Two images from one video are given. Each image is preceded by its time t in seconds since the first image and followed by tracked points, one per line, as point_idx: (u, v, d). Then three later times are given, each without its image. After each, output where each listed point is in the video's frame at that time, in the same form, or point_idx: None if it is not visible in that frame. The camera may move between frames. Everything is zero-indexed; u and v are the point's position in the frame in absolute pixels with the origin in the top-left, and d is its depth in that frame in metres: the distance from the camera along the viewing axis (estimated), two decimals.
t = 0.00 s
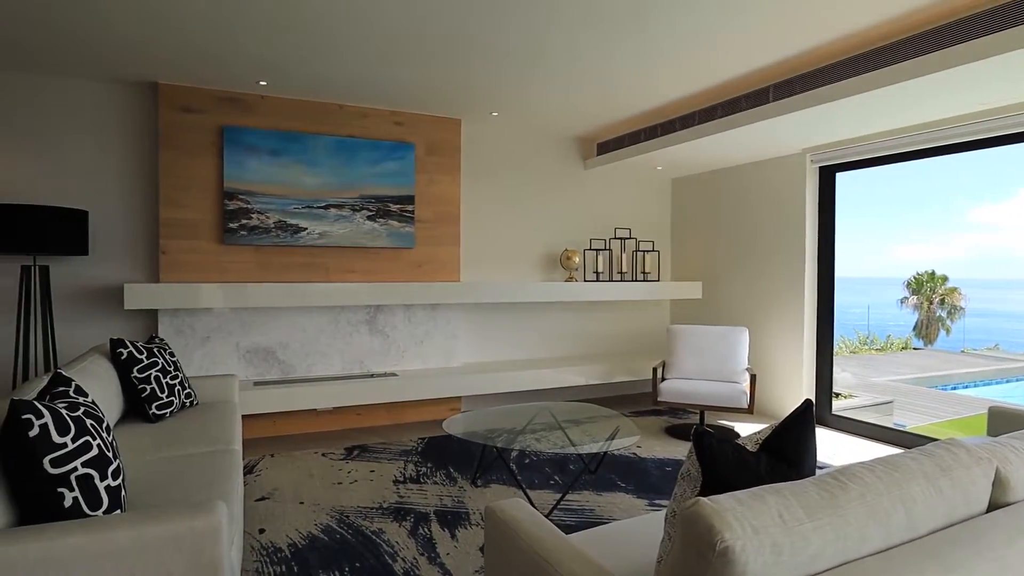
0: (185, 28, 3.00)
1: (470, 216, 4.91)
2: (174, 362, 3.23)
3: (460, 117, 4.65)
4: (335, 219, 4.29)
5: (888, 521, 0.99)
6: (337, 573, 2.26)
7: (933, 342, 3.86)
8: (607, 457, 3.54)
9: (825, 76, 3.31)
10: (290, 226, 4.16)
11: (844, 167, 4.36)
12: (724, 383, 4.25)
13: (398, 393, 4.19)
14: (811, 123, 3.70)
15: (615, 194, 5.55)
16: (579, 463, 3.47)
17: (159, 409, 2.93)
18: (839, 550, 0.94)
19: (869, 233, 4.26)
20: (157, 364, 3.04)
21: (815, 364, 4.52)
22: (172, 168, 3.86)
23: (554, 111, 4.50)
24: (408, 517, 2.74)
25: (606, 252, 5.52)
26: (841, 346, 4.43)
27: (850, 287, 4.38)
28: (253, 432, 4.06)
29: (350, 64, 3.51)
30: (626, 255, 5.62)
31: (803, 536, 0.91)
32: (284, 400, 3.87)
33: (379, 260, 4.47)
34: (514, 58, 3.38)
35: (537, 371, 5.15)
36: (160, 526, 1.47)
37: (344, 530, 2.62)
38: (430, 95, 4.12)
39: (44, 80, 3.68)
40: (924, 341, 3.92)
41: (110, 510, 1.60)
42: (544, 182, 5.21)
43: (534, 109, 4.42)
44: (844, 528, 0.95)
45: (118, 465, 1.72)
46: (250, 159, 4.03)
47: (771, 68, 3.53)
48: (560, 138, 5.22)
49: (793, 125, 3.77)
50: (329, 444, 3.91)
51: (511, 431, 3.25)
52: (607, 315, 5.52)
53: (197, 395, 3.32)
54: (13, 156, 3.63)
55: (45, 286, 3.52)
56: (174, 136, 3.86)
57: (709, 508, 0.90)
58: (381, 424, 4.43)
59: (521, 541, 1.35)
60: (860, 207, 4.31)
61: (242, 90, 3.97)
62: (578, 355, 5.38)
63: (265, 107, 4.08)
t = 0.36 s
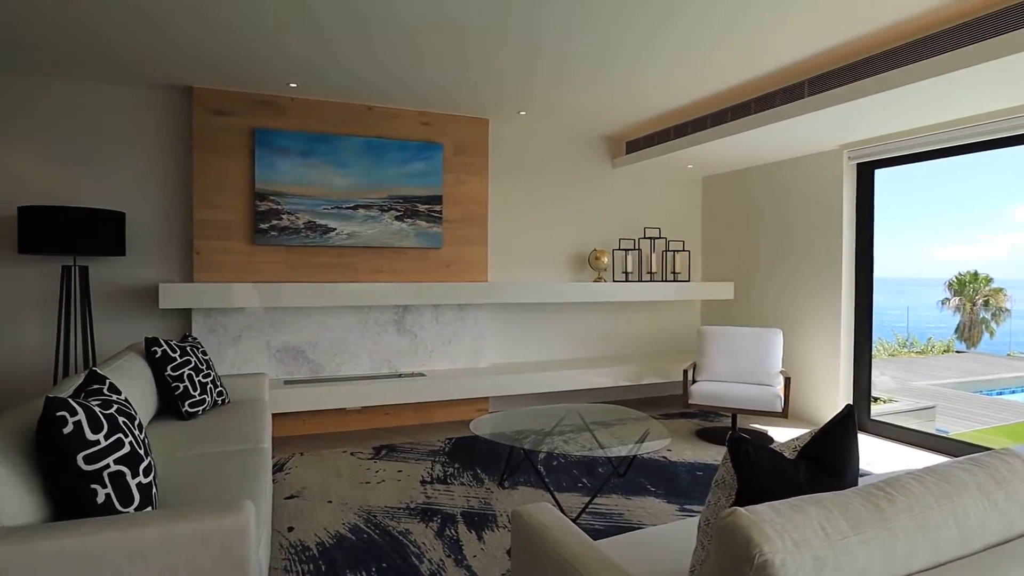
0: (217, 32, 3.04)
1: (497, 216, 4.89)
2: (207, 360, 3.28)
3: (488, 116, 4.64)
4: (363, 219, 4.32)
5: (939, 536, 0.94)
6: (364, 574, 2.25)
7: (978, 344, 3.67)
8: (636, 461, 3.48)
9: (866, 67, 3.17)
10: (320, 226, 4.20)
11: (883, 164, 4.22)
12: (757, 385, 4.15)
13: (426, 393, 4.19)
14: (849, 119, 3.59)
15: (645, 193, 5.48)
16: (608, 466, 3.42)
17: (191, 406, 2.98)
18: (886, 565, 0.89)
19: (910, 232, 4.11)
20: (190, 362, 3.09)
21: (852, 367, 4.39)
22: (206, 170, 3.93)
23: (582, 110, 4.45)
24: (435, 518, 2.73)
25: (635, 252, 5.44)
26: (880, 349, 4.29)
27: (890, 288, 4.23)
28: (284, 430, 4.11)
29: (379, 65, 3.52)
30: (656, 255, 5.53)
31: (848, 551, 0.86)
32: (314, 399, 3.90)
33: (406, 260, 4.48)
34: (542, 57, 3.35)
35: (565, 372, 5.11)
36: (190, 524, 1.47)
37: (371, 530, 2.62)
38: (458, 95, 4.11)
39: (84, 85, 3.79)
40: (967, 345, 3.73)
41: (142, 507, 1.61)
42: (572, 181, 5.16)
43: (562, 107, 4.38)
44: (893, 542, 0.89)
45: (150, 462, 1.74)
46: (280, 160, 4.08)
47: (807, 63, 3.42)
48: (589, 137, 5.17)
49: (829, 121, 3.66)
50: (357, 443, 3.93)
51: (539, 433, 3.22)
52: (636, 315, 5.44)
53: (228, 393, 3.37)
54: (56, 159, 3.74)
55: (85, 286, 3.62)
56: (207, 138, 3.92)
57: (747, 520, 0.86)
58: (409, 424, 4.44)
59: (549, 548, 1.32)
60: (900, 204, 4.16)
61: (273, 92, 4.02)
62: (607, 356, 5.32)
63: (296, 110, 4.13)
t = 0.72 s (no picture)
0: (249, 35, 3.08)
1: (527, 215, 4.86)
2: (240, 358, 3.33)
3: (518, 115, 4.61)
4: (394, 219, 4.34)
5: (999, 552, 0.87)
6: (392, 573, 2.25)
7: None
8: (669, 464, 3.41)
9: (911, 58, 3.04)
10: (351, 226, 4.23)
11: (928, 159, 4.05)
12: (794, 389, 4.03)
13: (455, 393, 4.18)
14: (892, 113, 3.45)
15: (677, 191, 5.38)
16: (639, 469, 3.36)
17: (225, 404, 3.02)
18: None
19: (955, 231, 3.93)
20: (224, 360, 3.13)
21: (895, 370, 4.23)
22: (240, 172, 4.00)
23: (612, 108, 4.39)
24: (464, 519, 2.71)
25: (667, 251, 5.35)
26: (925, 351, 4.12)
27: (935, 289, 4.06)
28: (315, 428, 4.15)
29: (408, 65, 3.52)
30: (688, 254, 5.43)
31: (900, 566, 0.80)
32: (344, 398, 3.93)
33: (436, 260, 4.48)
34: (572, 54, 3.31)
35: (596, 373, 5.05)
36: (220, 521, 1.48)
37: (400, 530, 2.61)
38: (487, 94, 4.08)
39: (125, 89, 3.89)
40: (1017, 348, 3.58)
41: (174, 503, 1.62)
42: (603, 180, 5.10)
43: (593, 105, 4.33)
44: (948, 558, 0.84)
45: (183, 458, 1.76)
46: (312, 161, 4.12)
47: (848, 55, 3.30)
48: (620, 135, 5.10)
49: (871, 116, 3.53)
50: (387, 442, 3.95)
51: (569, 434, 3.18)
52: (668, 316, 5.35)
53: (261, 391, 3.41)
54: (98, 162, 3.85)
55: (125, 285, 3.72)
56: (241, 140, 3.99)
57: (789, 532, 0.81)
58: (438, 424, 4.44)
59: (578, 554, 1.29)
60: (946, 201, 3.99)
61: (306, 94, 4.07)
62: (638, 357, 5.24)
63: (327, 111, 4.17)
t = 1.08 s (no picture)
0: (284, 39, 3.11)
1: (560, 215, 4.82)
2: (276, 357, 3.37)
3: (550, 113, 4.57)
4: (426, 219, 4.34)
5: None
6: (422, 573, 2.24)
7: None
8: (705, 469, 3.32)
9: (964, 47, 2.88)
10: (385, 226, 4.26)
11: (982, 153, 3.86)
12: (837, 393, 3.88)
13: (487, 393, 4.17)
14: (944, 105, 3.29)
15: (714, 189, 5.26)
16: (675, 473, 3.28)
17: (261, 401, 3.06)
18: None
19: (1010, 228, 3.72)
20: (260, 358, 3.18)
21: (946, 374, 4.04)
22: (277, 173, 4.06)
23: (646, 105, 4.31)
24: (496, 520, 2.69)
25: (703, 251, 5.24)
26: (978, 355, 3.92)
27: (988, 289, 3.87)
28: (349, 426, 4.19)
29: (441, 65, 3.51)
30: (726, 253, 5.30)
31: None
32: (377, 397, 3.95)
33: (469, 259, 4.47)
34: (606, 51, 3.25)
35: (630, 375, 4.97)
36: (251, 518, 1.48)
37: (431, 530, 2.60)
38: (520, 92, 4.05)
39: (165, 93, 3.98)
40: None
41: (208, 500, 1.64)
42: (637, 178, 5.02)
43: (627, 102, 4.25)
44: None
45: (217, 455, 1.78)
46: (346, 161, 4.16)
47: (896, 45, 3.16)
48: (654, 132, 5.01)
49: (919, 109, 3.37)
50: (420, 441, 3.95)
51: (602, 436, 3.12)
52: (705, 316, 5.23)
53: (296, 389, 3.46)
54: (141, 165, 3.96)
55: (166, 285, 3.81)
56: (278, 141, 4.05)
57: (837, 548, 0.76)
58: (471, 424, 4.43)
59: (612, 561, 1.24)
60: (1000, 197, 3.80)
61: (340, 95, 4.10)
62: (674, 358, 5.14)
63: (361, 111, 4.20)
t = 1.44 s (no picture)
0: (321, 41, 3.14)
1: (595, 214, 4.76)
2: (312, 355, 3.41)
3: (585, 111, 4.52)
4: (461, 219, 4.34)
5: None
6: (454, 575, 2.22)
7: None
8: (745, 475, 3.22)
9: None
10: (419, 226, 4.27)
11: None
12: (885, 398, 3.73)
13: (521, 393, 4.14)
14: (1002, 96, 3.12)
15: (754, 187, 5.12)
16: (713, 478, 3.20)
17: (297, 399, 3.10)
18: None
19: None
20: (296, 356, 3.22)
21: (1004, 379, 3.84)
22: (314, 173, 4.11)
23: (683, 101, 4.22)
24: (529, 523, 2.65)
25: (743, 250, 5.10)
26: None
27: None
28: (384, 425, 4.21)
29: (473, 63, 3.49)
30: (766, 253, 5.16)
31: None
32: (411, 396, 3.97)
33: (503, 258, 4.45)
34: (641, 46, 3.18)
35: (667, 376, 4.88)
36: (283, 515, 1.49)
37: (464, 531, 2.58)
38: (554, 90, 4.01)
39: (207, 97, 4.08)
40: None
41: (242, 496, 1.65)
42: (674, 176, 4.92)
43: (663, 98, 4.17)
44: None
45: (251, 452, 1.79)
46: (382, 161, 4.18)
47: (949, 34, 3.01)
48: (692, 128, 4.90)
49: (975, 101, 3.20)
50: (454, 441, 3.95)
51: (638, 439, 3.06)
52: (745, 317, 5.10)
53: (332, 387, 3.49)
54: (183, 167, 4.07)
55: (207, 284, 3.90)
56: (315, 142, 4.10)
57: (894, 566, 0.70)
58: (505, 424, 4.41)
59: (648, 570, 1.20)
60: None
61: (375, 95, 4.13)
62: (712, 360, 5.02)
63: (397, 112, 4.22)
